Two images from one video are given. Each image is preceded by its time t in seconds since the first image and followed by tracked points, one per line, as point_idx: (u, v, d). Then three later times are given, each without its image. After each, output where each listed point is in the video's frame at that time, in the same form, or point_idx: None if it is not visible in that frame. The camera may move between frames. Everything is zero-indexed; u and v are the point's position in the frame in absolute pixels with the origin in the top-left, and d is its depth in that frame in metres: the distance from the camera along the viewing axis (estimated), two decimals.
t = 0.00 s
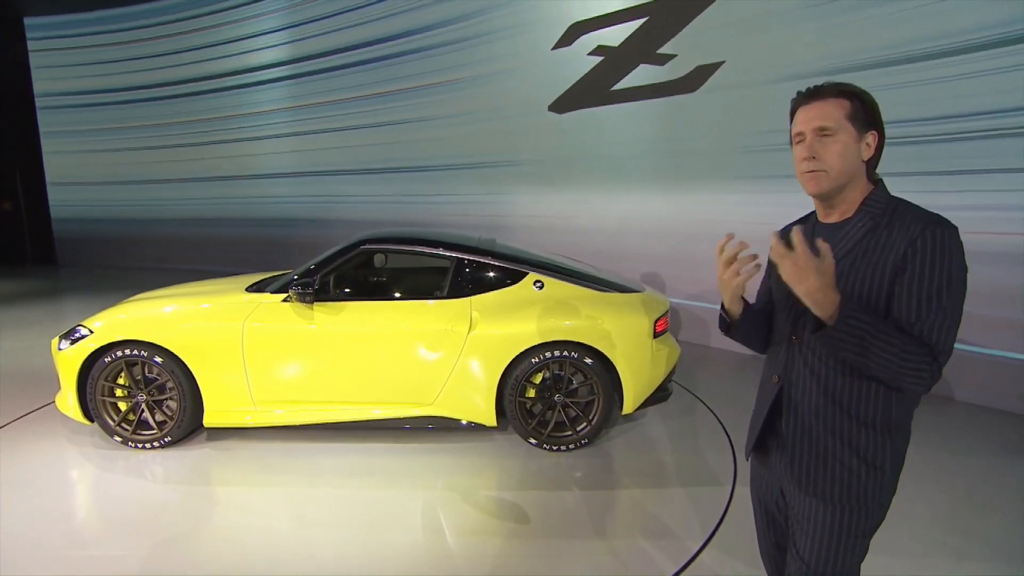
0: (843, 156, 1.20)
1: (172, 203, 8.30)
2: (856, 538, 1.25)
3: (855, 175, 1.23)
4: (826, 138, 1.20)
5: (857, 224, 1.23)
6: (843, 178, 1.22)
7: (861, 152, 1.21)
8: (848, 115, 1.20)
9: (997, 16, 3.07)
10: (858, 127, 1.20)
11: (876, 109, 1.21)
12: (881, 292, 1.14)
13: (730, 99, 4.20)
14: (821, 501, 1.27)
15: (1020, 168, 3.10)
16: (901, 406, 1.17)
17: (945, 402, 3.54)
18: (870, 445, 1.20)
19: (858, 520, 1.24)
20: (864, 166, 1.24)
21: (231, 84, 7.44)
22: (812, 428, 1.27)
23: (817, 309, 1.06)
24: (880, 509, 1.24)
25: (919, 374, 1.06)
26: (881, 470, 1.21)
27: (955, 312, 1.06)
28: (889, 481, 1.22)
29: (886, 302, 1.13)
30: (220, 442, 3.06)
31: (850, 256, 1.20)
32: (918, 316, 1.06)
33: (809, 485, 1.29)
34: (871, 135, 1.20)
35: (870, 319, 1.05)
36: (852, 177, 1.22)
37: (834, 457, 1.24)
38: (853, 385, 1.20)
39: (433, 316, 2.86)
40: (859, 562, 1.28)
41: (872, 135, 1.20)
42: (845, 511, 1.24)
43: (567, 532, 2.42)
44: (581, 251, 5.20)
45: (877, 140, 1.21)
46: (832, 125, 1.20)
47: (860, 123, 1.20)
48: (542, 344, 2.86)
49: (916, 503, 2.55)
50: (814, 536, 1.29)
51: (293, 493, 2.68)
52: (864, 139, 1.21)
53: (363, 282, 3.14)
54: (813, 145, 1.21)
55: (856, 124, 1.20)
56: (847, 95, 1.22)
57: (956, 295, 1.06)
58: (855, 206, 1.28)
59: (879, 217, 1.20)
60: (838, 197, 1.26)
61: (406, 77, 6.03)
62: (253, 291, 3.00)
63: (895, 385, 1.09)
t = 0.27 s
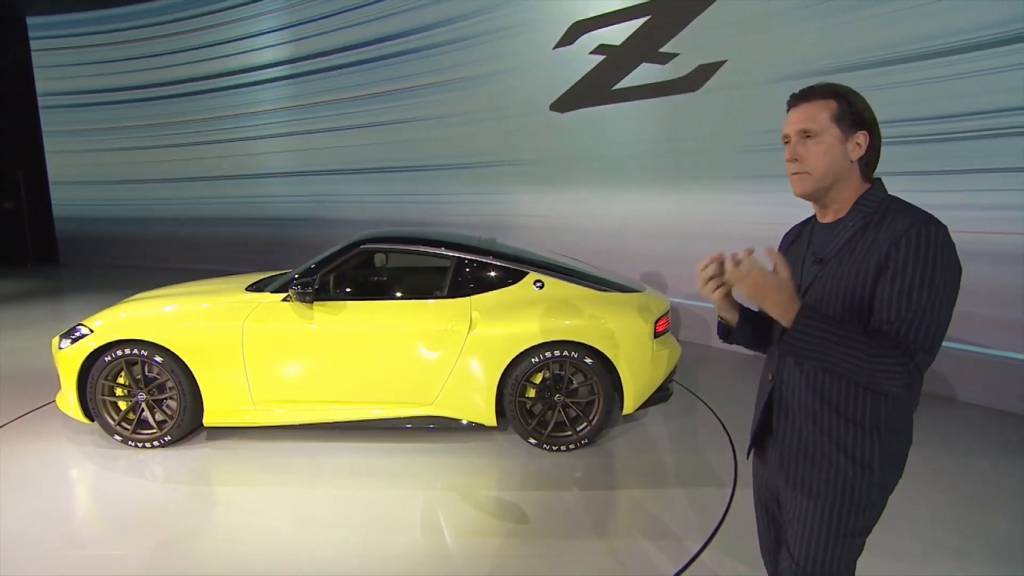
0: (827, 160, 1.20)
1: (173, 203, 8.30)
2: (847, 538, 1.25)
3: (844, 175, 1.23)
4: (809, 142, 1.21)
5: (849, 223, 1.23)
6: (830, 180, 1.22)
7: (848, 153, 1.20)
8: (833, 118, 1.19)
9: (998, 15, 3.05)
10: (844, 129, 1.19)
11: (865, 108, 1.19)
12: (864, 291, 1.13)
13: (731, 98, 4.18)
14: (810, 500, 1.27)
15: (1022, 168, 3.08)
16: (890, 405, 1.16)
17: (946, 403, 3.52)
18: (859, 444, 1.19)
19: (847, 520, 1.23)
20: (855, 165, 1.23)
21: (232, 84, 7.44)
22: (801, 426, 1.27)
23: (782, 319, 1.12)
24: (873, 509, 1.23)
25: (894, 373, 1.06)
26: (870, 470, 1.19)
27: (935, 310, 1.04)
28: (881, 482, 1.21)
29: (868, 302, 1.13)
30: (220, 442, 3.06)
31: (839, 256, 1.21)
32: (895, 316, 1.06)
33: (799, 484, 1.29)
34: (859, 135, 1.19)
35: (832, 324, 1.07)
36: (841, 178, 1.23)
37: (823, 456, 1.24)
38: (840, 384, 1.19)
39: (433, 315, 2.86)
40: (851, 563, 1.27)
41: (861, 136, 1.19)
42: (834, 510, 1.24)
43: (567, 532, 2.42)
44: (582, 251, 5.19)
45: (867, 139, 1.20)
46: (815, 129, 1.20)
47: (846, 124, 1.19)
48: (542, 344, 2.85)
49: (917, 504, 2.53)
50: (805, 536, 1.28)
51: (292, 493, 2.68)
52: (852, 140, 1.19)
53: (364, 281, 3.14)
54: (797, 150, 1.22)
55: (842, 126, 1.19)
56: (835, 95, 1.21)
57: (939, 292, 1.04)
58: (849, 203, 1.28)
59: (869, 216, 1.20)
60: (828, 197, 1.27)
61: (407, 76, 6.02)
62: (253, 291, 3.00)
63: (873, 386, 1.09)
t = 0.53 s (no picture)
0: (796, 156, 1.22)
1: (181, 203, 8.35)
2: (850, 544, 1.22)
3: (821, 172, 1.22)
4: (787, 137, 1.25)
5: (846, 224, 1.21)
6: (803, 175, 1.23)
7: (822, 150, 1.20)
8: (809, 114, 1.22)
9: (1008, 12, 2.99)
10: (818, 126, 1.20)
11: (855, 103, 1.16)
12: (864, 294, 1.12)
13: (737, 98, 4.15)
14: (812, 504, 1.25)
15: None
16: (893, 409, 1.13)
17: (956, 406, 3.47)
18: (861, 449, 1.17)
19: (850, 525, 1.20)
20: (836, 163, 1.21)
21: (240, 85, 7.48)
22: (804, 430, 1.25)
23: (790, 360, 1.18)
24: (877, 516, 1.20)
25: (897, 380, 1.04)
26: (874, 476, 1.17)
27: (942, 314, 1.01)
28: (886, 488, 1.18)
29: (870, 307, 1.12)
30: (222, 443, 3.06)
31: (837, 258, 1.19)
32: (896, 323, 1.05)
33: (802, 489, 1.27)
34: (833, 133, 1.18)
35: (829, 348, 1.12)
36: (816, 175, 1.23)
37: (825, 461, 1.21)
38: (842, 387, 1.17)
39: (436, 317, 2.85)
40: (855, 570, 1.24)
41: (835, 133, 1.18)
42: (837, 516, 1.21)
43: (568, 535, 2.40)
44: (587, 251, 5.17)
45: (844, 137, 1.17)
46: (792, 125, 1.24)
47: (822, 121, 1.20)
48: (545, 346, 2.83)
49: (923, 510, 2.49)
50: (808, 541, 1.26)
51: (292, 495, 2.68)
52: (827, 137, 1.19)
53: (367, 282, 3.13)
54: (776, 144, 1.27)
55: (818, 122, 1.20)
56: (823, 90, 1.21)
57: (944, 297, 1.02)
58: (841, 203, 1.25)
59: (866, 217, 1.17)
60: (813, 194, 1.27)
61: (413, 76, 6.02)
62: (256, 292, 3.00)
63: (875, 393, 1.08)
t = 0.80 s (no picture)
0: (789, 158, 1.21)
1: (186, 203, 8.37)
2: (854, 550, 1.19)
3: (815, 174, 1.20)
4: (782, 139, 1.24)
5: (844, 225, 1.18)
6: (797, 178, 1.22)
7: (814, 152, 1.18)
8: (802, 116, 1.20)
9: (1016, 11, 2.95)
10: (812, 128, 1.18)
11: (849, 104, 1.13)
12: (864, 296, 1.10)
13: (740, 98, 4.12)
14: (814, 509, 1.22)
15: None
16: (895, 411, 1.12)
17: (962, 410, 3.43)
18: (862, 452, 1.15)
19: (854, 531, 1.18)
20: (830, 165, 1.19)
21: (244, 85, 7.49)
22: (804, 434, 1.23)
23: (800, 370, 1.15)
24: (882, 522, 1.18)
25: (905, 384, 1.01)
26: (876, 480, 1.15)
27: (948, 317, 0.98)
28: (890, 492, 1.16)
29: (872, 309, 1.10)
30: (223, 444, 3.06)
31: (834, 259, 1.17)
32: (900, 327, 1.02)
33: (803, 495, 1.24)
34: (826, 134, 1.16)
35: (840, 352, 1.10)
36: (810, 177, 1.21)
37: (825, 465, 1.19)
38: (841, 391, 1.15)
39: (437, 318, 2.84)
40: None
41: (827, 134, 1.16)
42: (838, 522, 1.19)
43: (568, 539, 2.38)
44: (590, 252, 5.14)
45: (837, 138, 1.15)
46: (787, 126, 1.23)
47: (814, 123, 1.18)
48: (547, 347, 2.81)
49: (928, 515, 2.45)
50: (809, 548, 1.23)
51: (292, 497, 2.67)
52: (819, 139, 1.17)
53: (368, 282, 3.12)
54: (771, 145, 1.26)
55: (811, 124, 1.19)
56: (817, 91, 1.19)
57: (949, 297, 0.99)
58: (839, 204, 1.22)
59: (864, 217, 1.15)
60: (808, 196, 1.26)
61: (416, 76, 6.02)
62: (257, 292, 2.99)
63: (885, 396, 1.05)
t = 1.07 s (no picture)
0: (793, 160, 1.20)
1: (190, 204, 8.39)
2: (856, 557, 1.17)
3: (820, 176, 1.19)
4: (786, 141, 1.23)
5: (849, 225, 1.17)
6: (802, 181, 1.20)
7: (818, 154, 1.16)
8: (806, 118, 1.18)
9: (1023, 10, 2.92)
10: (814, 130, 1.17)
11: (853, 105, 1.12)
12: (869, 298, 1.08)
13: (744, 99, 4.09)
14: (816, 515, 1.20)
15: None
16: (898, 416, 1.10)
17: (968, 414, 3.39)
18: (865, 457, 1.13)
19: (856, 537, 1.16)
20: (835, 167, 1.17)
21: (248, 86, 7.52)
22: (806, 438, 1.21)
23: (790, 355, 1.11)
24: (884, 529, 1.16)
25: (909, 388, 0.99)
26: (879, 486, 1.13)
27: (951, 320, 0.96)
28: (892, 499, 1.13)
29: (876, 311, 1.08)
30: (224, 446, 3.06)
31: (838, 261, 1.16)
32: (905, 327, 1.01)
33: (805, 499, 1.22)
34: (829, 136, 1.14)
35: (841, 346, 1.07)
36: (815, 180, 1.19)
37: (827, 469, 1.17)
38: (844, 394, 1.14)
39: (438, 320, 2.83)
40: None
41: (831, 136, 1.14)
42: (841, 527, 1.17)
43: (567, 542, 2.36)
44: (593, 254, 5.12)
45: (840, 140, 1.13)
46: (791, 128, 1.21)
47: (817, 125, 1.16)
48: (548, 349, 2.80)
49: (933, 519, 2.42)
50: (811, 554, 1.21)
51: (292, 498, 2.66)
52: (823, 141, 1.15)
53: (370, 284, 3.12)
54: (775, 148, 1.25)
55: (814, 126, 1.17)
56: (820, 93, 1.18)
57: (953, 300, 0.97)
58: (845, 206, 1.21)
59: (869, 218, 1.13)
60: (813, 198, 1.24)
61: (420, 78, 6.03)
62: (258, 294, 2.99)
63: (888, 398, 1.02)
